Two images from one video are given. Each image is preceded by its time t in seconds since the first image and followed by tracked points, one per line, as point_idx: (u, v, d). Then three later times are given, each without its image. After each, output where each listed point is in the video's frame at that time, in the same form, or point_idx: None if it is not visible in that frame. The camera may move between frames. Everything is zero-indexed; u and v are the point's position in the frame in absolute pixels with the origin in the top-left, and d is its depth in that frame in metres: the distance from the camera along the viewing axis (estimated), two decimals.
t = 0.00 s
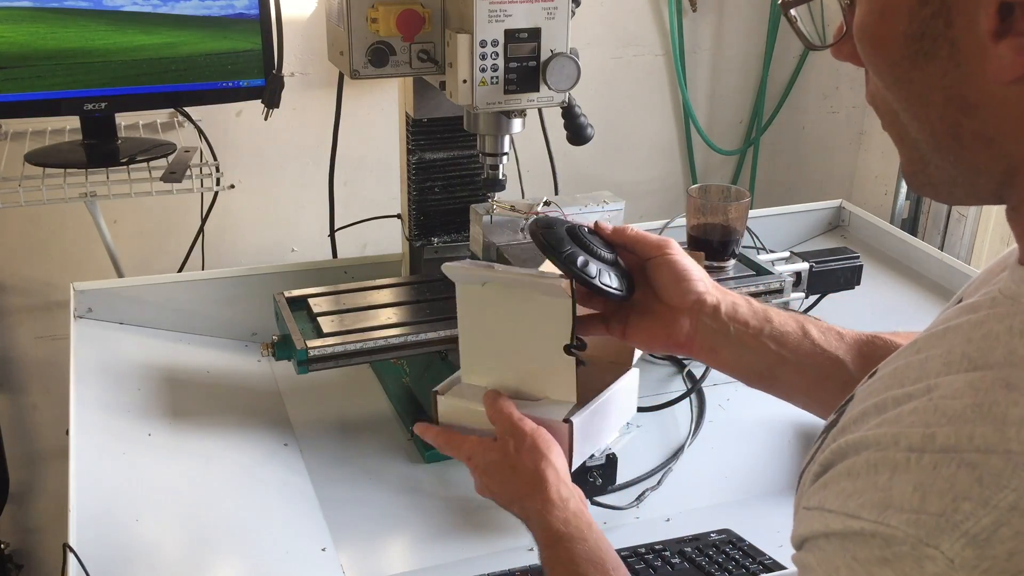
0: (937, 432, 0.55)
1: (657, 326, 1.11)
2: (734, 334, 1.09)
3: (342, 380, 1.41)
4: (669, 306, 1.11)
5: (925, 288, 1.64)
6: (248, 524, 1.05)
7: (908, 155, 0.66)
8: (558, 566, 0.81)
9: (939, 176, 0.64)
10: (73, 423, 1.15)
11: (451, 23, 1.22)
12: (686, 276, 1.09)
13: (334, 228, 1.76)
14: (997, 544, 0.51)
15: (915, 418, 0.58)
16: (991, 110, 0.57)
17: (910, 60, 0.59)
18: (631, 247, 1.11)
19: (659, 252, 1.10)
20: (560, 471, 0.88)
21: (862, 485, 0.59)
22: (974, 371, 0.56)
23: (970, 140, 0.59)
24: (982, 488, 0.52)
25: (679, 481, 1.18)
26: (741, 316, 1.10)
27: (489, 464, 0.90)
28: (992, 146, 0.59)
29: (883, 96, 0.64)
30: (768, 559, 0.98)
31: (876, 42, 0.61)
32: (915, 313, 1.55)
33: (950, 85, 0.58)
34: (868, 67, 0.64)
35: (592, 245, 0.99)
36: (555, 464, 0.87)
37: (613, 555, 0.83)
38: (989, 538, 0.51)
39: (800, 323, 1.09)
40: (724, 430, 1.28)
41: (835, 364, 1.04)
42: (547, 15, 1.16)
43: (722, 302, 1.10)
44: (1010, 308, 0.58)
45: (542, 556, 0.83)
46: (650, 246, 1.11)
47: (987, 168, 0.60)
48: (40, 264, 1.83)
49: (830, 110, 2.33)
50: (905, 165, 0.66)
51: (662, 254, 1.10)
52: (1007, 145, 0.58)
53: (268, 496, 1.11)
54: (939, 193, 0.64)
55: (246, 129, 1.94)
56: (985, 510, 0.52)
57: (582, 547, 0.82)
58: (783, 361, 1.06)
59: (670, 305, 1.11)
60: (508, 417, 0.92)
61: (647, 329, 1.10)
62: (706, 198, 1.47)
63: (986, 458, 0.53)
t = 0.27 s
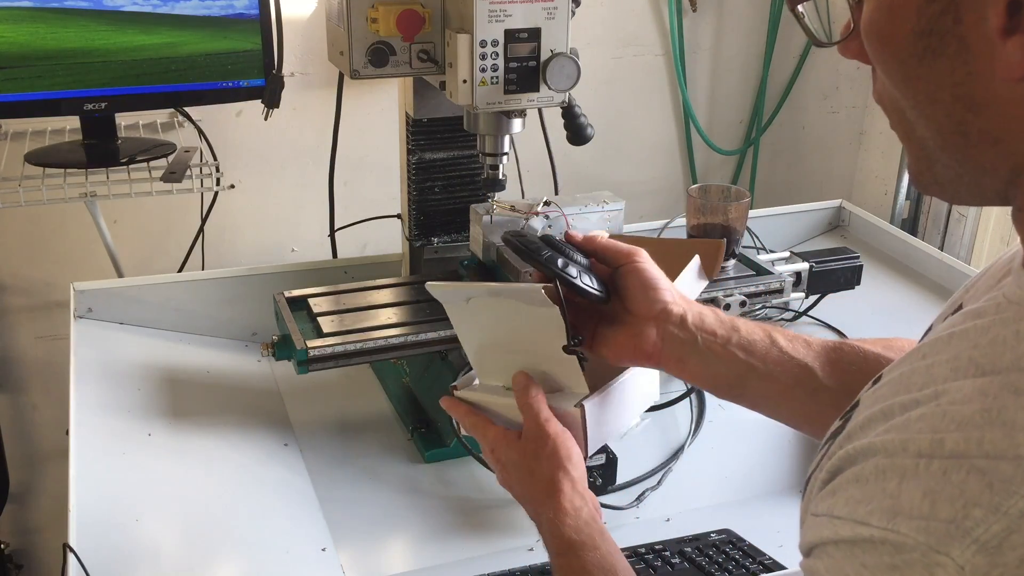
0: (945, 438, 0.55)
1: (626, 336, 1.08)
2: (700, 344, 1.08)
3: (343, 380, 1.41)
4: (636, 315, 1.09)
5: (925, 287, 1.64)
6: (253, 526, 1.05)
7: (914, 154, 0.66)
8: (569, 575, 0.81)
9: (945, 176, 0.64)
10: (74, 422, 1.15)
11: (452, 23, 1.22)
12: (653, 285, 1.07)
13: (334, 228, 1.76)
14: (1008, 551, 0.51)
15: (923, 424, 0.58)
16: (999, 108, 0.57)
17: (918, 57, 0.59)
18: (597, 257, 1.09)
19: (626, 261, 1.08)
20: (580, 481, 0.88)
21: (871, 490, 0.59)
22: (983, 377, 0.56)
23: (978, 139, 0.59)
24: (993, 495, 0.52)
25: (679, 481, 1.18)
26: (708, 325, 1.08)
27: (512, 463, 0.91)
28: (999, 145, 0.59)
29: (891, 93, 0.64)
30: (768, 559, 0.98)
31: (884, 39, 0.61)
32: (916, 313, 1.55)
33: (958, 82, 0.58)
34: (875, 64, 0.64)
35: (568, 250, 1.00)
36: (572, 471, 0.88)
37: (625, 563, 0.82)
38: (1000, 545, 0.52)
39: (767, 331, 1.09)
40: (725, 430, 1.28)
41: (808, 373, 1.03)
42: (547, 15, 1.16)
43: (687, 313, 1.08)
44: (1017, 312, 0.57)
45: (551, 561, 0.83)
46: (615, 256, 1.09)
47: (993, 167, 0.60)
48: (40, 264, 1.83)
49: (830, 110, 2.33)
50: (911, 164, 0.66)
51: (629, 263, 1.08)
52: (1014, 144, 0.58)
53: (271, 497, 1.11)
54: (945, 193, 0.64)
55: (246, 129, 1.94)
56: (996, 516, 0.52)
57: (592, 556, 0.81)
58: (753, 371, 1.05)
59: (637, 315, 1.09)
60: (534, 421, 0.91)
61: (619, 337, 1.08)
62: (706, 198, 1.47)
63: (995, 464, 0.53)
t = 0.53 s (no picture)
0: (950, 443, 0.55)
1: (605, 329, 1.10)
2: (678, 339, 1.08)
3: (342, 381, 1.41)
4: (616, 310, 1.11)
5: (925, 287, 1.64)
6: (253, 528, 1.05)
7: (914, 155, 0.66)
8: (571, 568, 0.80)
9: (945, 176, 0.64)
10: (73, 422, 1.15)
11: (451, 23, 1.22)
12: (631, 278, 1.11)
13: (334, 228, 1.76)
14: (1013, 558, 0.51)
15: (925, 428, 0.58)
16: (1001, 108, 0.58)
17: (919, 58, 0.59)
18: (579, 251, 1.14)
19: (608, 254, 1.13)
20: (592, 473, 0.87)
21: (875, 495, 0.59)
22: (985, 379, 0.56)
23: (980, 139, 0.60)
24: (998, 500, 0.52)
25: (679, 481, 1.18)
26: (686, 321, 1.09)
27: (530, 449, 0.89)
28: (1001, 144, 0.59)
29: (892, 92, 0.64)
30: (768, 559, 0.98)
31: (884, 38, 0.60)
32: (915, 313, 1.55)
33: (960, 82, 0.58)
34: (875, 62, 0.63)
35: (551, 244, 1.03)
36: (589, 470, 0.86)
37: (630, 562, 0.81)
38: (1005, 551, 0.51)
39: (746, 330, 1.10)
40: (725, 430, 1.28)
41: (785, 369, 1.04)
42: (547, 15, 1.16)
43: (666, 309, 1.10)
44: (1016, 313, 0.58)
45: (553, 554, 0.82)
46: (598, 249, 1.13)
47: (994, 167, 0.60)
48: (40, 264, 1.83)
49: (830, 110, 2.33)
50: (912, 163, 0.66)
51: (610, 256, 1.13)
52: (1016, 142, 0.59)
53: (271, 499, 1.11)
54: (947, 193, 0.64)
55: (246, 129, 1.94)
56: (1001, 522, 0.52)
57: (596, 550, 0.81)
58: (729, 367, 1.06)
59: (616, 310, 1.11)
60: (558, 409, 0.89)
61: (597, 329, 1.10)
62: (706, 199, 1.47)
63: (999, 469, 0.53)
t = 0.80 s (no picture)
0: (947, 440, 0.55)
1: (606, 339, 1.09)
2: (680, 345, 1.08)
3: (342, 380, 1.41)
4: (615, 318, 1.10)
5: (924, 288, 1.64)
6: (254, 526, 1.05)
7: (915, 153, 0.65)
8: (563, 561, 0.81)
9: (945, 175, 0.63)
10: (73, 422, 1.15)
11: (451, 23, 1.22)
12: (626, 287, 1.09)
13: (334, 228, 1.76)
14: (1010, 556, 0.51)
15: (924, 426, 0.58)
16: (1001, 106, 0.57)
17: (921, 54, 0.59)
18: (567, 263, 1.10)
19: (597, 265, 1.10)
20: (583, 469, 0.87)
21: (871, 492, 0.59)
22: (982, 378, 0.56)
23: (979, 138, 0.59)
24: (995, 498, 0.52)
25: (679, 481, 1.18)
26: (685, 326, 1.09)
27: (519, 441, 0.89)
28: (1000, 143, 0.59)
29: (893, 90, 0.64)
30: (768, 559, 0.98)
31: (887, 35, 0.61)
32: (915, 312, 1.55)
33: (961, 80, 0.58)
34: (877, 60, 0.64)
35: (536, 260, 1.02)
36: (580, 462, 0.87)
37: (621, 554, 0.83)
38: (1001, 549, 0.51)
39: (744, 331, 1.10)
40: (725, 430, 1.28)
41: (785, 373, 1.05)
42: (547, 15, 1.16)
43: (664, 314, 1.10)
44: (1013, 313, 0.58)
45: (545, 546, 0.83)
46: (586, 260, 1.10)
47: (994, 166, 0.60)
48: (40, 264, 1.83)
49: (830, 110, 2.33)
50: (911, 162, 0.66)
51: (599, 267, 1.10)
52: (1015, 141, 0.58)
53: (270, 498, 1.11)
54: (947, 192, 0.64)
55: (246, 129, 1.94)
56: (997, 520, 0.51)
57: (590, 544, 0.82)
58: (731, 371, 1.07)
59: (615, 318, 1.10)
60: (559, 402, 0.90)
61: (599, 340, 1.09)
62: (706, 199, 1.47)
63: (996, 467, 0.52)
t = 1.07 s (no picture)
0: (935, 437, 0.55)
1: (607, 324, 1.08)
2: (681, 333, 1.08)
3: (341, 381, 1.41)
4: (617, 303, 1.08)
5: (924, 288, 1.64)
6: (253, 525, 1.05)
7: (906, 152, 0.66)
8: (583, 548, 0.81)
9: (936, 172, 0.63)
10: (73, 421, 1.15)
11: (451, 23, 1.22)
12: (630, 276, 1.06)
13: (334, 228, 1.76)
14: (995, 550, 0.51)
15: (912, 423, 0.58)
16: (990, 104, 0.57)
17: (911, 53, 0.59)
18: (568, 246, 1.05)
19: (600, 254, 1.05)
20: (595, 453, 0.89)
21: (858, 486, 0.60)
22: (971, 375, 0.56)
23: (970, 135, 0.59)
24: (980, 494, 0.52)
25: (679, 481, 1.18)
26: (687, 312, 1.08)
27: (529, 431, 0.90)
28: (990, 140, 0.59)
29: (884, 89, 0.64)
30: (768, 559, 0.98)
31: (877, 33, 0.61)
32: (915, 312, 1.55)
33: (951, 77, 0.58)
34: (868, 58, 0.63)
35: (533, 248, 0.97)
36: (590, 448, 0.89)
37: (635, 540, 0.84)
38: (987, 544, 0.52)
39: (747, 317, 1.09)
40: (723, 430, 1.28)
41: (785, 365, 1.05)
42: (547, 15, 1.16)
43: (667, 301, 1.08)
44: (1003, 312, 0.58)
45: (563, 534, 0.83)
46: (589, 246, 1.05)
47: (984, 163, 0.60)
48: (40, 264, 1.83)
49: (830, 110, 2.33)
50: (903, 160, 0.66)
51: (602, 251, 1.05)
52: (1004, 140, 0.58)
53: (267, 497, 1.11)
54: (939, 190, 0.64)
55: (246, 129, 1.94)
56: (983, 515, 0.52)
57: (608, 531, 0.82)
58: (732, 361, 1.06)
59: (618, 304, 1.08)
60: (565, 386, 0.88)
61: (598, 327, 1.08)
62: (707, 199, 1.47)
63: (983, 463, 0.53)
